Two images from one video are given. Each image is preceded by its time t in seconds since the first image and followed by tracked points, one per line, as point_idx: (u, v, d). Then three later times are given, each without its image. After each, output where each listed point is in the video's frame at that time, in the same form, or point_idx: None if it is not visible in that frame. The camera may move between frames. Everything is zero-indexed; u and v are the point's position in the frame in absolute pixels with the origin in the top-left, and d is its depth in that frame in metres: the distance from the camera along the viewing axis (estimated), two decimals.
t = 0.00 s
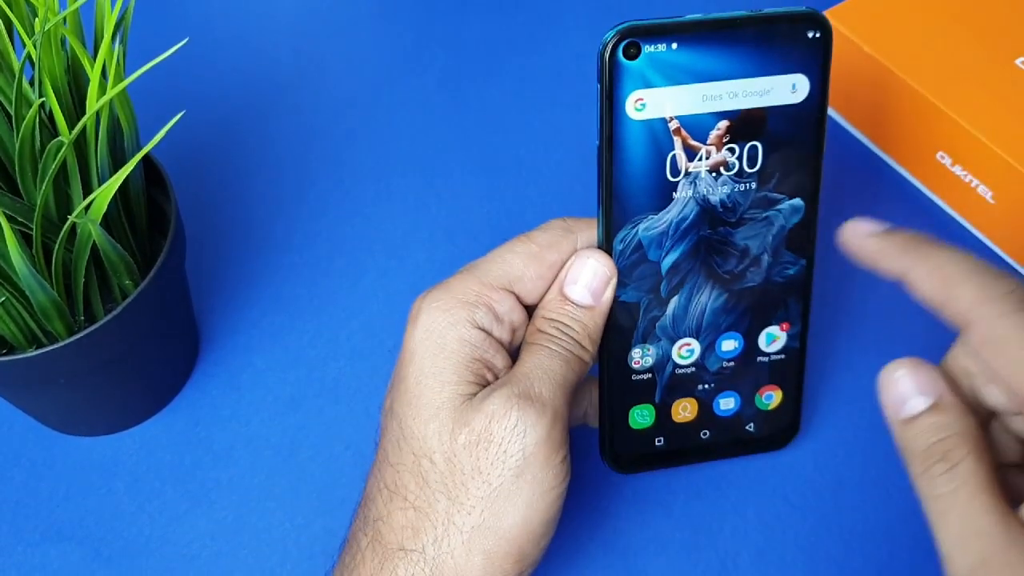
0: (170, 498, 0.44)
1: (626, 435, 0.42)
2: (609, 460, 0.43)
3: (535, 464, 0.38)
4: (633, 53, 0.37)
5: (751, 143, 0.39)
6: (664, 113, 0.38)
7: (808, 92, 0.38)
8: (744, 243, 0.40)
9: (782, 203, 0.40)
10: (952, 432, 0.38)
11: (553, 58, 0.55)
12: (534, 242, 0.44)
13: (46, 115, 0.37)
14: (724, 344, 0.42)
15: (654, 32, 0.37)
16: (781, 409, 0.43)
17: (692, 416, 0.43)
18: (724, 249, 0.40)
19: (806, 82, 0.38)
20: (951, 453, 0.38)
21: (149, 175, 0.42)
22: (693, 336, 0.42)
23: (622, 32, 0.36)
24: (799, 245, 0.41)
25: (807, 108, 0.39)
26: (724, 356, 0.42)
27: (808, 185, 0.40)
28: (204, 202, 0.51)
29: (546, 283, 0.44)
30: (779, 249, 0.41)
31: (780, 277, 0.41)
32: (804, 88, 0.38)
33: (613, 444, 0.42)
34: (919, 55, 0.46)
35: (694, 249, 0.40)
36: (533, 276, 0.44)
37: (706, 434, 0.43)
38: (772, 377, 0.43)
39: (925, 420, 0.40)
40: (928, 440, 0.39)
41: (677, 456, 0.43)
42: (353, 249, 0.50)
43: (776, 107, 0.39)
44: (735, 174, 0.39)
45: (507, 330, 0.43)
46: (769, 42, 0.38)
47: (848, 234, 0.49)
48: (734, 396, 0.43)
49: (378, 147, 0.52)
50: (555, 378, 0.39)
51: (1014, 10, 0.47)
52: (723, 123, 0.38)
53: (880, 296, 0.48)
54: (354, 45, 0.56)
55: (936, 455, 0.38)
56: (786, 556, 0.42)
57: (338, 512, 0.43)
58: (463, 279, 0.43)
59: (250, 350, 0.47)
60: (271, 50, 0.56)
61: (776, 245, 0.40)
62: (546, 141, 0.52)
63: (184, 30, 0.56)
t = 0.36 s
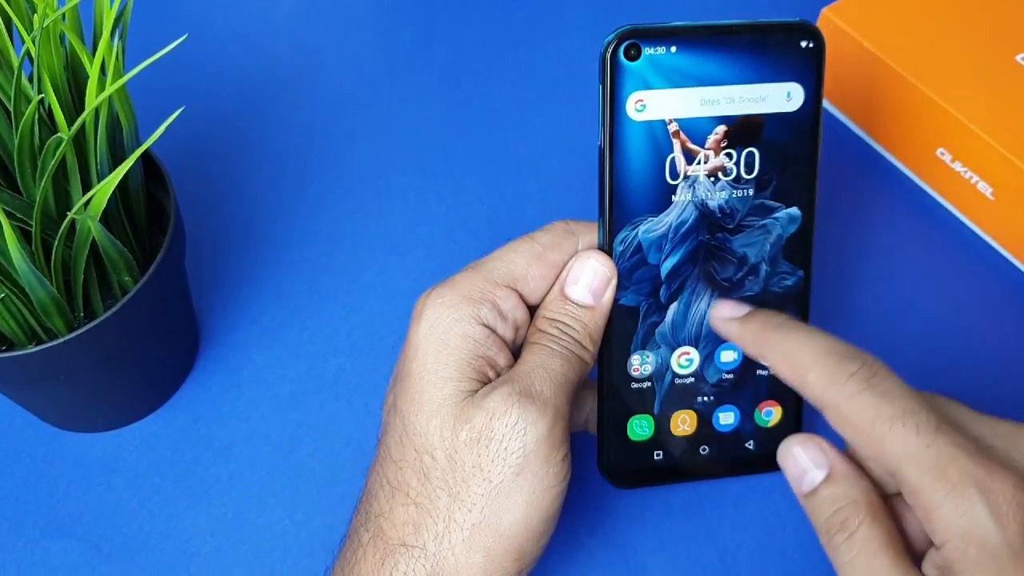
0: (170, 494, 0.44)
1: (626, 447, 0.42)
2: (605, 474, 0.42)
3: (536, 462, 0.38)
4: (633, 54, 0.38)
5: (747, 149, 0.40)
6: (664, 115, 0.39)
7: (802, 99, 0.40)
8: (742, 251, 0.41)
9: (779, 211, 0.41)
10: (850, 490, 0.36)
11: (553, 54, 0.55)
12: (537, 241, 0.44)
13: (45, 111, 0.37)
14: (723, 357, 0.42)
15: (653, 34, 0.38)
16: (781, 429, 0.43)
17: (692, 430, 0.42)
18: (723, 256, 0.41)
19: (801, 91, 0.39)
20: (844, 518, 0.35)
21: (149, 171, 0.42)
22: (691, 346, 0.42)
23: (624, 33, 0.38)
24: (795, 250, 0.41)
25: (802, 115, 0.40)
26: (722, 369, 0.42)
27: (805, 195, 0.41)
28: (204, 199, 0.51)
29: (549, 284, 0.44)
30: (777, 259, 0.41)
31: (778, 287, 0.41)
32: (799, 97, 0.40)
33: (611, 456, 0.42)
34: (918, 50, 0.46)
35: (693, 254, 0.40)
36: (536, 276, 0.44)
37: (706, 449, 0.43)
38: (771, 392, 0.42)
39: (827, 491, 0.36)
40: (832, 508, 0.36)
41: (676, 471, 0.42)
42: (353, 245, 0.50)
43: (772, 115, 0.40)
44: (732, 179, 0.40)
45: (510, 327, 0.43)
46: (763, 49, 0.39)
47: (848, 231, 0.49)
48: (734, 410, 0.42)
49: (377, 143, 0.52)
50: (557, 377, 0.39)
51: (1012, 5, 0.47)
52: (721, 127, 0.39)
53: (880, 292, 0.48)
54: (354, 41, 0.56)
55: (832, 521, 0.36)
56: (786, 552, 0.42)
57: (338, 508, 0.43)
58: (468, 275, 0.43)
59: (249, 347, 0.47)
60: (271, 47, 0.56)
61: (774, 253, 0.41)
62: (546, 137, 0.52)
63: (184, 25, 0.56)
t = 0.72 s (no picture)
0: (170, 492, 0.44)
1: (625, 446, 0.42)
2: (606, 472, 0.42)
3: (538, 460, 0.38)
4: (639, 56, 0.38)
5: (752, 151, 0.39)
6: (668, 118, 0.39)
7: (809, 99, 0.39)
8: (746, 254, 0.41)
9: (783, 214, 0.40)
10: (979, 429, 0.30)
11: (553, 53, 0.55)
12: (541, 241, 0.44)
13: (45, 109, 0.37)
14: (724, 356, 0.42)
15: (659, 35, 0.38)
16: (780, 427, 0.43)
17: (692, 429, 0.42)
18: (726, 258, 0.41)
19: (807, 91, 0.39)
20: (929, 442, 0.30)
21: (149, 169, 0.42)
22: (693, 346, 0.42)
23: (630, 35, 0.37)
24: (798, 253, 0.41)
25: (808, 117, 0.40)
26: (723, 368, 0.42)
27: (808, 198, 0.40)
28: (204, 197, 0.51)
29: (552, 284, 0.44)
30: (780, 261, 0.41)
31: (780, 289, 0.41)
32: (799, 96, 0.39)
33: (611, 456, 0.42)
34: (918, 48, 0.46)
35: (697, 256, 0.40)
36: (539, 275, 0.44)
37: (706, 448, 0.43)
38: (771, 392, 0.43)
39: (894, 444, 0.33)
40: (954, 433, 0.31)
41: (676, 471, 0.43)
42: (352, 243, 0.50)
43: (777, 117, 0.39)
44: (737, 181, 0.40)
45: (512, 326, 0.43)
46: (768, 52, 0.39)
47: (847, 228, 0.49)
48: (734, 409, 0.42)
49: (377, 142, 0.52)
50: (558, 375, 0.39)
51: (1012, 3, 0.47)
52: (725, 131, 0.39)
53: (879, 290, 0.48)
54: (354, 39, 0.56)
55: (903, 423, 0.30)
56: (785, 550, 0.42)
57: (339, 507, 0.43)
58: (471, 274, 0.43)
59: (249, 345, 0.47)
60: (271, 45, 0.56)
61: (777, 256, 0.41)
62: (546, 136, 0.52)
63: (184, 24, 0.56)
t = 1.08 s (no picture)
0: (171, 490, 0.44)
1: (627, 444, 0.42)
2: (607, 470, 0.42)
3: (540, 459, 0.38)
4: (646, 58, 0.37)
5: (757, 153, 0.39)
6: (675, 119, 0.38)
7: (814, 101, 0.39)
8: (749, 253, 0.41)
9: (787, 216, 0.40)
10: (978, 443, 0.27)
11: (553, 50, 0.55)
12: (545, 241, 0.44)
13: (46, 107, 0.37)
14: (726, 356, 0.42)
15: (667, 37, 0.37)
16: (781, 425, 0.43)
17: (693, 428, 0.42)
18: (729, 259, 0.41)
19: (813, 94, 0.39)
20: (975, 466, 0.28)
21: (149, 167, 0.42)
22: (696, 346, 0.42)
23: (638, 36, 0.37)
24: (801, 253, 0.41)
25: (813, 119, 0.39)
26: (725, 368, 0.42)
27: (813, 200, 0.40)
28: (204, 194, 0.51)
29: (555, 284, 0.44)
30: (784, 262, 0.41)
31: (783, 289, 0.41)
32: (803, 99, 0.39)
33: (613, 454, 0.42)
34: (919, 44, 0.46)
35: (700, 257, 0.41)
36: (542, 275, 0.44)
37: (707, 447, 0.43)
38: (772, 392, 0.43)
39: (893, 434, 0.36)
40: (950, 453, 0.28)
41: (677, 469, 0.43)
42: (353, 240, 0.50)
43: (784, 119, 0.39)
44: (741, 183, 0.40)
45: (514, 325, 0.43)
46: (777, 53, 0.38)
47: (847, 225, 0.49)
48: (736, 407, 0.43)
49: (377, 139, 0.52)
50: (562, 375, 0.39)
51: None
52: (730, 133, 0.39)
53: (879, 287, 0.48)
54: (355, 36, 0.56)
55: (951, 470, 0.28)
56: (784, 547, 0.42)
57: (339, 504, 0.43)
58: (474, 273, 0.43)
59: (250, 342, 0.47)
60: (271, 42, 0.56)
61: (780, 257, 0.41)
62: (546, 133, 0.52)
63: (184, 21, 0.56)
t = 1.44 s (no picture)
0: (171, 488, 0.44)
1: (627, 444, 0.42)
2: (607, 469, 0.42)
3: (541, 461, 0.38)
4: (649, 60, 0.37)
5: (761, 156, 0.39)
6: (678, 121, 0.38)
7: (819, 103, 0.39)
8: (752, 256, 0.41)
9: (790, 219, 0.40)
10: (864, 508, 0.39)
11: (553, 47, 0.55)
12: (547, 241, 0.44)
13: (45, 105, 0.37)
14: (728, 358, 0.42)
15: (670, 39, 0.37)
16: (784, 428, 0.43)
17: (694, 429, 0.42)
18: (731, 261, 0.41)
19: (818, 95, 0.39)
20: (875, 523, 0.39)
21: (149, 165, 0.42)
22: (698, 347, 0.42)
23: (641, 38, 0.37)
24: (803, 257, 0.41)
25: (818, 121, 0.39)
26: (728, 370, 0.42)
27: (816, 203, 0.40)
28: (204, 192, 0.51)
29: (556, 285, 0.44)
30: (787, 265, 0.41)
31: (786, 292, 0.41)
32: (808, 102, 0.39)
33: (613, 453, 0.42)
34: (920, 42, 0.46)
35: (702, 259, 0.40)
36: (544, 276, 0.44)
37: (708, 448, 0.43)
38: (775, 394, 0.42)
39: (840, 503, 0.39)
40: (850, 521, 0.39)
41: (677, 468, 0.43)
42: (353, 238, 0.50)
43: (789, 122, 0.39)
44: (744, 186, 0.40)
45: (515, 326, 0.43)
46: (782, 55, 0.38)
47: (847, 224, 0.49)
48: (737, 410, 0.43)
49: (378, 137, 0.52)
50: (564, 376, 0.39)
51: None
52: (734, 135, 0.39)
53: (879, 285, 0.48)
54: (355, 34, 0.56)
55: (857, 534, 0.39)
56: (785, 545, 0.42)
57: (339, 502, 0.43)
58: (475, 273, 0.43)
59: (250, 340, 0.47)
60: (271, 40, 0.56)
61: (783, 260, 0.41)
62: (547, 131, 0.52)
63: (184, 19, 0.56)
